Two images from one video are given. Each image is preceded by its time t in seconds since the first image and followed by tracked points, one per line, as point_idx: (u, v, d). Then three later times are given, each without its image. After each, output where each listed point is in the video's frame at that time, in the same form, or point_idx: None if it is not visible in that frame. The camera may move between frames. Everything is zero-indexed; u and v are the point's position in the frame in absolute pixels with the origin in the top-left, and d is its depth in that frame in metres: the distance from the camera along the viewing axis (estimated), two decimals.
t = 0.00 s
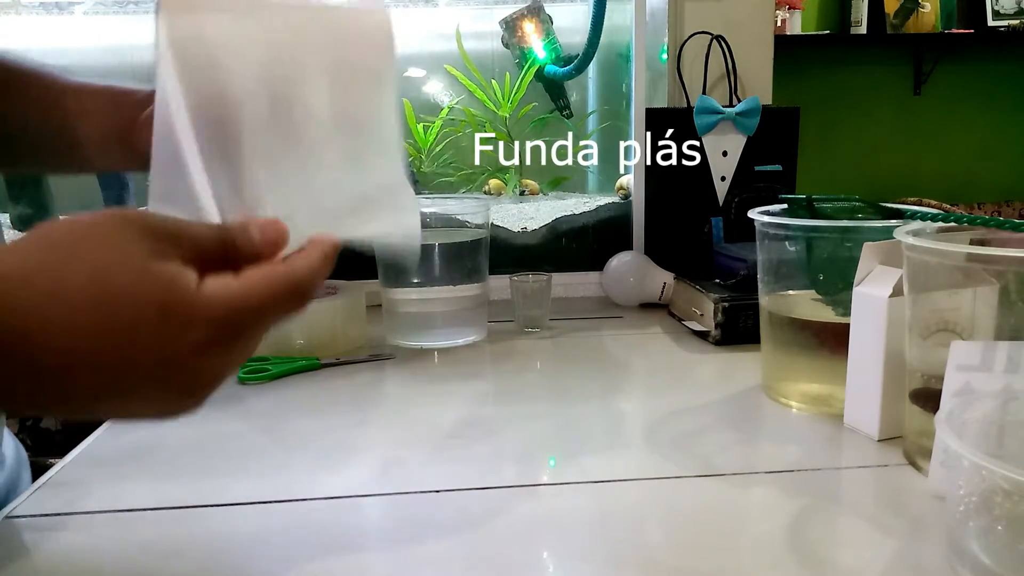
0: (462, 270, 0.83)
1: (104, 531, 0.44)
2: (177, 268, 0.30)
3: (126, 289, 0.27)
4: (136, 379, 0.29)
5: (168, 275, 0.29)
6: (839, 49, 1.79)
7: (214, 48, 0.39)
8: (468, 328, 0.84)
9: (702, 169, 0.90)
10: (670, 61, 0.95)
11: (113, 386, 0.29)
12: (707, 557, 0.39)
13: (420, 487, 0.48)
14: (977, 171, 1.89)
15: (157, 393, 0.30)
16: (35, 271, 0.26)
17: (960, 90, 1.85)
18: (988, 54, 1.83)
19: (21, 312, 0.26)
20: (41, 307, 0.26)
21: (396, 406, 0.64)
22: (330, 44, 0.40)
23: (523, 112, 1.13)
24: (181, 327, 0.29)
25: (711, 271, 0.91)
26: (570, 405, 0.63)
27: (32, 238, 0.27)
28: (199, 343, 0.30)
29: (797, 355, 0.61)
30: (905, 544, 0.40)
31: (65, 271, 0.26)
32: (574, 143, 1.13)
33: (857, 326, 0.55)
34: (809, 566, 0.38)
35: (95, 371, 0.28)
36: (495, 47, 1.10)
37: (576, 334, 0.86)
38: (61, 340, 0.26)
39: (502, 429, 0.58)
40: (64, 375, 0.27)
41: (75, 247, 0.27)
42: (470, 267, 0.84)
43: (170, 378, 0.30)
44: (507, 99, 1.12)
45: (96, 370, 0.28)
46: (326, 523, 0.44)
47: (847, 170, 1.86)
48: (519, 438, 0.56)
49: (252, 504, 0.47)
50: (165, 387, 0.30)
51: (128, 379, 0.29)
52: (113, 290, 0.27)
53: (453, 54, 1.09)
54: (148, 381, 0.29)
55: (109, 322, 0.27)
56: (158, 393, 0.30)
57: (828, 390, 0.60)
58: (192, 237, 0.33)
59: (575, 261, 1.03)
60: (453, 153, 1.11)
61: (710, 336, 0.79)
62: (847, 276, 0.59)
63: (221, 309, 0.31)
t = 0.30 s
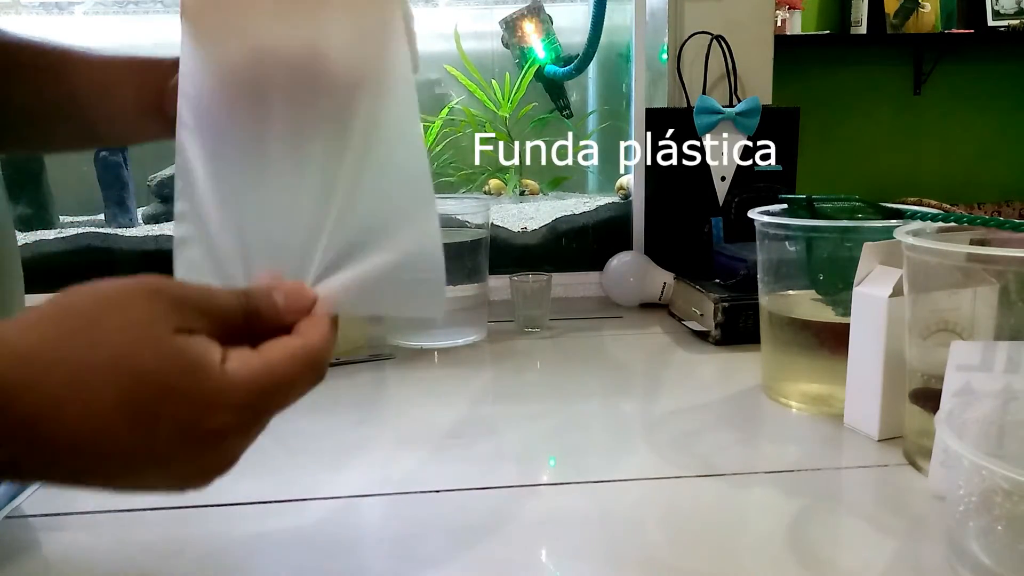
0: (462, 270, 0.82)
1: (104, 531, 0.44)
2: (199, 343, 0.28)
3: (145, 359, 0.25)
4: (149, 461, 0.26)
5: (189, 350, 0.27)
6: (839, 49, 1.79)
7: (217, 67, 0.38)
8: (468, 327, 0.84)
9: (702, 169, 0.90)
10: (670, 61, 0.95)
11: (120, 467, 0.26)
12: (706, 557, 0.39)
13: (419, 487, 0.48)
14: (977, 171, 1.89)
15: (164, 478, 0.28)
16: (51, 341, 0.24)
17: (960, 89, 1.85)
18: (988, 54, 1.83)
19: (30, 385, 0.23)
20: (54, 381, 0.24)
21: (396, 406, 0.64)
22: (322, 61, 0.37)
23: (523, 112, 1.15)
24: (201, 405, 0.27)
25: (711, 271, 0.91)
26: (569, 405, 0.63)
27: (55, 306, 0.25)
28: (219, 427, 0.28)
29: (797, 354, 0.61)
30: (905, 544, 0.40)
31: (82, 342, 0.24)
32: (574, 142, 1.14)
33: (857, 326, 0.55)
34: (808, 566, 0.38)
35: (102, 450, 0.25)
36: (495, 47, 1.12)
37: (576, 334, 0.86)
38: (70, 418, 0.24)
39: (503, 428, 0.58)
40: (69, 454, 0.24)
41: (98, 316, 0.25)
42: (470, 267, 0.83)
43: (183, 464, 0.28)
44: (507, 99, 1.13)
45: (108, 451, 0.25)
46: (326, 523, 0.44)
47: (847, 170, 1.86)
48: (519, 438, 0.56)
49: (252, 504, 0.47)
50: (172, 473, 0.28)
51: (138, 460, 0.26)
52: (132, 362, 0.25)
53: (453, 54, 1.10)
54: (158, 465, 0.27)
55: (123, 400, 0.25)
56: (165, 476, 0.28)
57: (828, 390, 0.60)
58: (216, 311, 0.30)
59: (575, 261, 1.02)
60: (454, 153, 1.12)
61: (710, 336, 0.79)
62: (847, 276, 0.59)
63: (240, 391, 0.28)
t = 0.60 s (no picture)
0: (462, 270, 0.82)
1: (103, 530, 0.44)
2: (218, 386, 0.27)
3: (151, 404, 0.25)
4: (153, 501, 0.26)
5: (204, 395, 0.26)
6: (840, 48, 1.79)
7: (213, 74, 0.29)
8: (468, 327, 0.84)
9: (702, 169, 0.90)
10: (670, 61, 0.95)
11: (125, 506, 0.26)
12: (707, 558, 0.39)
13: (419, 488, 0.48)
14: (977, 170, 1.89)
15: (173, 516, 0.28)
16: (72, 388, 0.25)
17: (960, 89, 1.85)
18: (988, 53, 1.83)
19: (49, 427, 0.24)
20: (66, 424, 0.24)
21: (395, 406, 0.64)
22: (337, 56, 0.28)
23: (523, 112, 1.16)
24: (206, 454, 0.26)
25: (711, 271, 0.91)
26: (570, 405, 0.63)
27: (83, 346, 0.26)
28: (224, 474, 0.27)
29: (797, 354, 0.61)
30: (904, 544, 0.40)
31: (100, 387, 0.25)
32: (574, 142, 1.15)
33: (857, 326, 0.55)
34: (809, 566, 0.38)
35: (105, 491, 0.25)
36: (495, 47, 1.12)
37: (576, 334, 0.86)
38: (84, 459, 0.24)
39: (503, 428, 0.58)
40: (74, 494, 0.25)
41: (120, 360, 0.25)
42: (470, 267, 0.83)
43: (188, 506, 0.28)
44: (507, 99, 1.13)
45: (113, 492, 0.25)
46: (325, 523, 0.44)
47: (848, 170, 1.86)
48: (520, 438, 0.56)
49: (251, 504, 0.47)
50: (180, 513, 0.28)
51: (143, 501, 0.26)
52: (138, 406, 0.25)
53: (452, 54, 1.09)
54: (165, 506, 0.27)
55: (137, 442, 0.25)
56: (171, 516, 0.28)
57: (828, 390, 0.60)
58: (230, 350, 0.28)
59: (574, 261, 1.02)
60: (454, 154, 1.09)
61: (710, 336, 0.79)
62: (847, 276, 0.59)
63: (254, 436, 0.28)
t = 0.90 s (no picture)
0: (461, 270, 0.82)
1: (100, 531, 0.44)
2: (245, 486, 0.25)
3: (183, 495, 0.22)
4: None
5: (232, 492, 0.24)
6: (840, 48, 1.79)
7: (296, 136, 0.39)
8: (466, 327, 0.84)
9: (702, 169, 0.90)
10: (670, 60, 0.95)
11: None
12: (707, 557, 0.39)
13: (419, 488, 0.48)
14: (976, 170, 1.89)
15: None
16: (100, 459, 0.22)
17: (960, 90, 1.85)
18: (988, 54, 1.83)
19: (63, 498, 0.20)
20: (92, 512, 0.21)
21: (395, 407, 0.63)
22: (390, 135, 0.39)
23: (523, 112, 1.13)
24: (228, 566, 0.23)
25: (711, 271, 0.91)
26: (569, 405, 0.63)
27: (110, 421, 0.23)
28: None
29: (796, 354, 0.61)
30: (904, 544, 0.40)
31: (128, 461, 0.22)
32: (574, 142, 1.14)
33: (858, 326, 0.55)
34: (808, 566, 0.38)
35: None
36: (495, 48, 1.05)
37: (576, 334, 0.86)
38: (77, 543, 0.20)
39: (502, 429, 0.58)
40: None
41: (164, 447, 0.23)
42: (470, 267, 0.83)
43: None
44: (507, 99, 1.09)
45: None
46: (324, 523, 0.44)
47: (848, 170, 1.86)
48: (519, 438, 0.56)
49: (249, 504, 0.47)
50: None
51: None
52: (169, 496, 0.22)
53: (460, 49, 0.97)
54: None
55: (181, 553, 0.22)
56: None
57: (828, 390, 0.60)
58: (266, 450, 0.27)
59: (574, 261, 1.02)
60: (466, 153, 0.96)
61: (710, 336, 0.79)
62: (847, 276, 0.59)
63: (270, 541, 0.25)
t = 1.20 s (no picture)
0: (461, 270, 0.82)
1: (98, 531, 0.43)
2: (259, 485, 0.26)
3: (192, 499, 0.23)
4: None
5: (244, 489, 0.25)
6: (840, 49, 1.79)
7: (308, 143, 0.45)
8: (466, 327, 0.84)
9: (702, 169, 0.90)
10: (670, 60, 0.95)
11: None
12: (707, 557, 0.39)
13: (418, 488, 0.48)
14: (976, 171, 1.89)
15: None
16: (117, 453, 0.23)
17: (960, 90, 1.85)
18: (987, 54, 1.83)
19: (78, 491, 0.21)
20: (107, 509, 0.22)
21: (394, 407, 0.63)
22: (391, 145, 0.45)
23: (523, 112, 1.15)
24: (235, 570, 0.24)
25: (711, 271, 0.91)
26: (569, 405, 0.63)
27: (126, 416, 0.24)
28: None
29: (796, 355, 0.61)
30: (903, 544, 0.40)
31: (144, 455, 0.23)
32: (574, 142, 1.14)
33: (858, 326, 0.55)
34: (808, 566, 0.38)
35: None
36: (495, 48, 1.09)
37: (576, 334, 0.86)
38: (88, 532, 0.21)
39: (502, 429, 0.58)
40: None
41: (182, 448, 0.24)
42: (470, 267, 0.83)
43: None
44: (507, 99, 1.12)
45: None
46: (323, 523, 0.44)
47: (848, 170, 1.86)
48: (518, 439, 0.56)
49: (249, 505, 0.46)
50: None
51: None
52: (180, 500, 0.23)
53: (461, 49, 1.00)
54: None
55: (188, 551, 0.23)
56: None
57: (828, 391, 0.60)
58: (281, 458, 0.29)
59: (574, 262, 1.02)
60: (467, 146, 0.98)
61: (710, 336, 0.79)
62: (847, 275, 0.59)
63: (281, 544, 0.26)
